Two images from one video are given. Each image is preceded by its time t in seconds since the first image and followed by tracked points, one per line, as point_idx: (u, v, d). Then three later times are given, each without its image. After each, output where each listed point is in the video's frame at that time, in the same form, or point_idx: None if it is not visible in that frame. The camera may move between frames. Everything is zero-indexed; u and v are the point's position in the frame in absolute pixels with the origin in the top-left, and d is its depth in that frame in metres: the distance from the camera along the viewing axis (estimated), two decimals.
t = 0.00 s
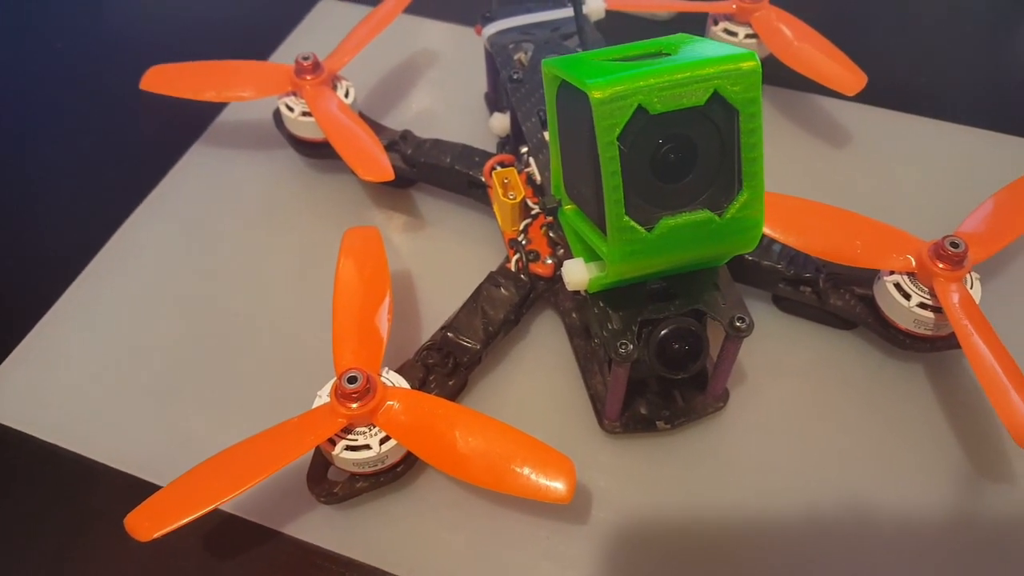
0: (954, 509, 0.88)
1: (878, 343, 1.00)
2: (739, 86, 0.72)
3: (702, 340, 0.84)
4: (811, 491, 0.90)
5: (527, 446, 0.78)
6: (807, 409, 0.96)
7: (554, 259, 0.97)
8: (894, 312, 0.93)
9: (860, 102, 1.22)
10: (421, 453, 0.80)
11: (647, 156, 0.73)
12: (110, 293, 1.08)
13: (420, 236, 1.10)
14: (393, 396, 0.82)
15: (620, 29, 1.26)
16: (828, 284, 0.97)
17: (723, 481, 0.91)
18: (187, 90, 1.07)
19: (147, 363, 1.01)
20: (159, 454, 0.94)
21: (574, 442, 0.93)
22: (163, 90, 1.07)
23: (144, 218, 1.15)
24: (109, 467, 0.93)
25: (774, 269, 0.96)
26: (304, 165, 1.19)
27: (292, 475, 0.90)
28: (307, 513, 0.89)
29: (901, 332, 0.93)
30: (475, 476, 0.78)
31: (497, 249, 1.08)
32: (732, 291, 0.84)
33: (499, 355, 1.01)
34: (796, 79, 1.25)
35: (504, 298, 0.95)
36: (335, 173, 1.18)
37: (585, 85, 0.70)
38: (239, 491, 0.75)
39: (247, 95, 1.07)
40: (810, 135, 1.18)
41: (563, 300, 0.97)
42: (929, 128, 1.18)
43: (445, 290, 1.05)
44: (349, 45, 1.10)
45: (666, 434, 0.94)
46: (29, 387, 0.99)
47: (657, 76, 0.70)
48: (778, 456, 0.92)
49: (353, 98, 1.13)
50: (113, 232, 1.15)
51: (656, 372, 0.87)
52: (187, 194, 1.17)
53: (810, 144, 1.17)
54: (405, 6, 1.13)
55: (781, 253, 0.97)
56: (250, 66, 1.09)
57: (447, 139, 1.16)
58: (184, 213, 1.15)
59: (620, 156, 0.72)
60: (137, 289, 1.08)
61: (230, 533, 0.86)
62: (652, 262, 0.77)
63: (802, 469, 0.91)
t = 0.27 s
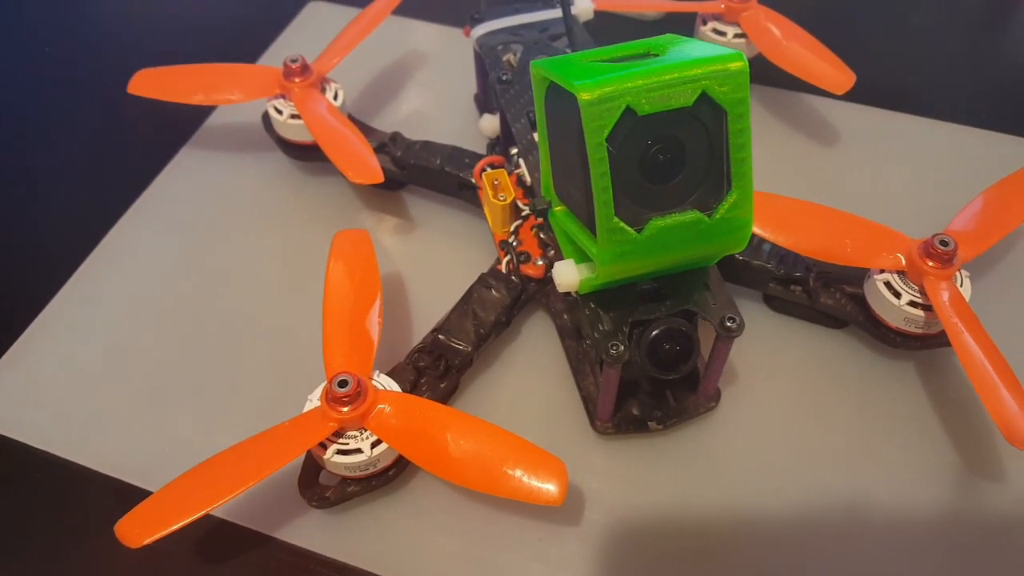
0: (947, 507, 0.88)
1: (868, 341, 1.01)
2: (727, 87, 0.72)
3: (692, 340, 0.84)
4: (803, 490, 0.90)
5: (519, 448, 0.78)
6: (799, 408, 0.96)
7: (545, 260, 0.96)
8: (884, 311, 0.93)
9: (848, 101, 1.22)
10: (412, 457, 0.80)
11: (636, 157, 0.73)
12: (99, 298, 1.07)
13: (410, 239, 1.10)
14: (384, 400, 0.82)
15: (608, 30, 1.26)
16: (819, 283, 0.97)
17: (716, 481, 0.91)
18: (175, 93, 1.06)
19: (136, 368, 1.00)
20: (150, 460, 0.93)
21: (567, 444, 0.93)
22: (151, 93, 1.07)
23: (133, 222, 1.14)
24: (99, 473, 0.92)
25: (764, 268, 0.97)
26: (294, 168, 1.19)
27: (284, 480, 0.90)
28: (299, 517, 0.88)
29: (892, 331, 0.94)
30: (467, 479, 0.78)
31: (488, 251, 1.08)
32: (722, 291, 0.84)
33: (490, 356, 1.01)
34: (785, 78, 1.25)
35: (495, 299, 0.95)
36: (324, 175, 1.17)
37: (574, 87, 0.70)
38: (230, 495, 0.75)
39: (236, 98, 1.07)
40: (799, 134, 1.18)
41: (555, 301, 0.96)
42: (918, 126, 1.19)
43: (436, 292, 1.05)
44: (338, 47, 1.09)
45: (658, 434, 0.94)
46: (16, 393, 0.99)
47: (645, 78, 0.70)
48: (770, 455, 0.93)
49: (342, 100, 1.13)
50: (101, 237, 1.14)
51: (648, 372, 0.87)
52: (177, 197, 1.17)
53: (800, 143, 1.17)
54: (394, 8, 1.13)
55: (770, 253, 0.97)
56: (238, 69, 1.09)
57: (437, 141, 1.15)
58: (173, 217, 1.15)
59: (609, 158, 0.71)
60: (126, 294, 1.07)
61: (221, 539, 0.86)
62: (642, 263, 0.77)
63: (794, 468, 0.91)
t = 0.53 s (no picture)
0: (941, 507, 0.89)
1: (862, 340, 1.01)
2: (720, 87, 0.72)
3: (687, 340, 0.84)
4: (798, 489, 0.90)
5: (514, 449, 0.78)
6: (793, 407, 0.96)
7: (539, 261, 0.96)
8: (878, 310, 0.93)
9: (842, 100, 1.22)
10: (407, 459, 0.79)
11: (630, 157, 0.73)
12: (92, 300, 1.06)
13: (404, 240, 1.10)
14: (378, 401, 0.81)
15: (601, 30, 1.26)
16: (812, 282, 0.97)
17: (711, 481, 0.91)
18: (167, 95, 1.06)
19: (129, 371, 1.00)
20: (143, 462, 0.92)
21: (562, 444, 0.93)
22: (143, 95, 1.06)
23: (126, 224, 1.14)
24: (92, 477, 0.92)
25: (758, 268, 0.97)
26: (287, 169, 1.18)
27: (278, 482, 0.90)
28: (293, 520, 0.88)
29: (886, 329, 0.94)
30: (462, 481, 0.78)
31: (482, 252, 1.08)
32: (717, 291, 0.84)
33: (485, 357, 1.00)
34: (779, 77, 1.25)
35: (490, 300, 0.94)
36: (318, 176, 1.17)
37: (566, 87, 0.70)
38: (224, 498, 0.75)
39: (228, 100, 1.07)
40: (793, 133, 1.19)
41: (549, 301, 0.96)
42: (911, 125, 1.19)
43: (430, 293, 1.04)
44: (331, 48, 1.09)
45: (653, 435, 0.94)
46: (9, 396, 0.98)
47: (638, 78, 0.70)
48: (765, 455, 0.93)
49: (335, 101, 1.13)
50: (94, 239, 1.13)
51: (643, 373, 0.87)
52: (169, 198, 1.16)
53: (793, 143, 1.18)
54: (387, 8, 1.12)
55: (764, 252, 0.97)
56: (231, 71, 1.09)
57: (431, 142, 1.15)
58: (167, 218, 1.14)
59: (602, 158, 0.71)
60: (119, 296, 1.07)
61: (216, 542, 0.86)
62: (636, 263, 0.77)
63: (789, 467, 0.92)
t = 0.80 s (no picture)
0: (932, 504, 0.89)
1: (852, 338, 1.01)
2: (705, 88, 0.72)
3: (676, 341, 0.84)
4: (789, 488, 0.90)
5: (505, 453, 0.78)
6: (784, 406, 0.96)
7: (529, 263, 0.96)
8: (867, 308, 0.93)
9: (828, 98, 1.23)
10: (398, 464, 0.79)
11: (616, 159, 0.73)
12: (80, 308, 1.06)
13: (393, 243, 1.09)
14: (368, 407, 0.81)
15: (588, 31, 1.26)
16: (802, 280, 0.97)
17: (703, 481, 0.91)
18: (153, 101, 1.06)
19: (118, 379, 0.99)
20: (133, 471, 0.92)
21: (553, 447, 0.93)
22: (129, 102, 1.06)
23: (113, 231, 1.13)
24: (82, 486, 0.92)
25: (747, 267, 0.97)
26: (275, 174, 1.18)
27: (269, 489, 0.89)
28: (285, 527, 0.88)
29: (875, 327, 0.94)
30: (453, 485, 0.77)
31: (472, 254, 1.08)
32: (705, 292, 0.84)
33: (476, 360, 1.00)
34: (766, 76, 1.25)
35: (479, 303, 0.94)
36: (305, 181, 1.17)
37: (551, 90, 0.70)
38: (214, 507, 0.74)
39: (215, 106, 1.06)
40: (780, 132, 1.19)
41: (539, 303, 0.96)
42: (899, 122, 1.19)
43: (420, 297, 1.04)
44: (317, 52, 1.09)
45: (645, 435, 0.94)
46: None
47: (622, 80, 0.70)
48: (756, 454, 0.93)
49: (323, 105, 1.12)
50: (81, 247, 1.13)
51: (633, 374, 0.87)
52: (157, 205, 1.16)
53: (781, 142, 1.18)
54: (374, 9, 1.13)
55: (753, 252, 0.98)
56: (217, 76, 1.08)
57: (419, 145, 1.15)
58: (154, 225, 1.14)
59: (589, 161, 0.71)
60: (107, 303, 1.06)
61: (207, 550, 0.86)
62: (624, 265, 0.77)
63: (780, 466, 0.92)
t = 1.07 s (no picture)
0: (924, 501, 0.89)
1: (843, 337, 1.01)
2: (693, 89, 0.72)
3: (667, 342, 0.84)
4: (782, 487, 0.90)
5: (497, 456, 0.78)
6: (777, 405, 0.96)
7: (520, 265, 0.96)
8: (858, 306, 0.93)
9: (818, 97, 1.23)
10: (390, 468, 0.79)
11: (606, 161, 0.73)
12: (69, 314, 1.05)
13: (384, 246, 1.09)
14: (359, 411, 0.81)
15: (578, 32, 1.26)
16: (792, 280, 0.98)
17: (696, 481, 0.91)
18: (141, 106, 1.05)
19: (108, 386, 0.99)
20: (124, 478, 0.91)
21: (546, 449, 0.93)
22: (116, 107, 1.05)
23: (102, 236, 1.13)
24: (73, 494, 0.91)
25: (737, 267, 0.97)
26: (265, 178, 1.18)
27: (261, 495, 0.89)
28: (277, 532, 0.87)
29: (866, 326, 0.94)
30: (445, 488, 0.77)
31: (463, 257, 1.08)
32: (696, 292, 0.84)
33: (468, 363, 1.00)
34: (755, 76, 1.25)
35: (471, 305, 0.94)
36: (296, 185, 1.16)
37: (539, 92, 0.70)
38: (205, 514, 0.74)
39: (204, 110, 1.06)
40: (771, 132, 1.19)
41: (531, 305, 0.96)
42: (888, 121, 1.19)
43: (411, 299, 1.04)
44: (305, 55, 1.09)
45: (638, 436, 0.94)
46: None
47: (611, 82, 0.69)
48: (749, 454, 0.93)
49: (312, 107, 1.12)
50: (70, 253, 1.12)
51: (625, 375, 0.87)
52: (146, 210, 1.15)
53: (771, 141, 1.18)
54: (362, 12, 1.13)
55: (743, 252, 0.98)
56: (205, 79, 1.08)
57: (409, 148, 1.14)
58: (143, 231, 1.13)
59: (578, 163, 0.71)
60: (97, 310, 1.05)
61: (199, 557, 0.85)
62: (614, 266, 0.77)
63: (773, 466, 0.92)
